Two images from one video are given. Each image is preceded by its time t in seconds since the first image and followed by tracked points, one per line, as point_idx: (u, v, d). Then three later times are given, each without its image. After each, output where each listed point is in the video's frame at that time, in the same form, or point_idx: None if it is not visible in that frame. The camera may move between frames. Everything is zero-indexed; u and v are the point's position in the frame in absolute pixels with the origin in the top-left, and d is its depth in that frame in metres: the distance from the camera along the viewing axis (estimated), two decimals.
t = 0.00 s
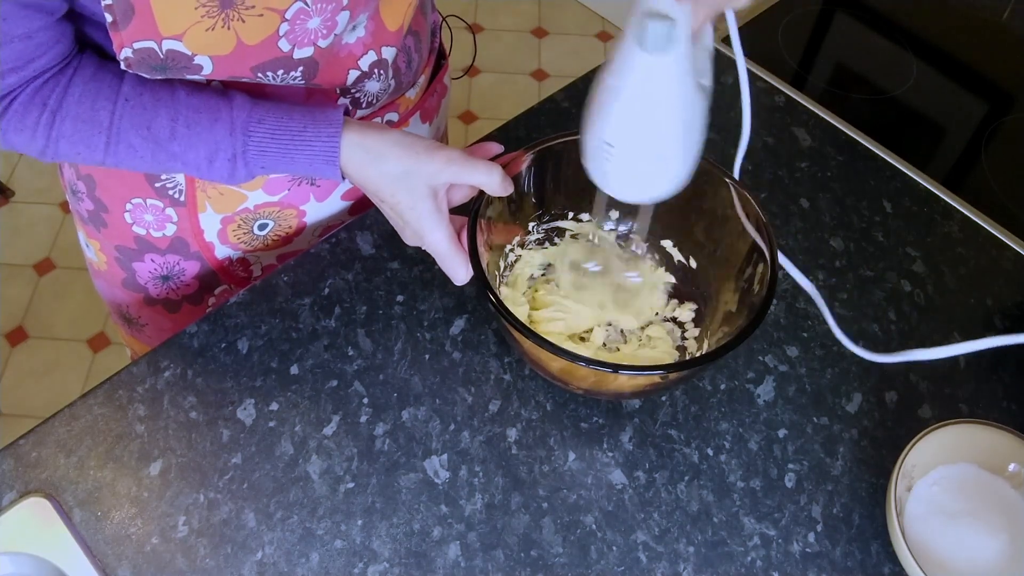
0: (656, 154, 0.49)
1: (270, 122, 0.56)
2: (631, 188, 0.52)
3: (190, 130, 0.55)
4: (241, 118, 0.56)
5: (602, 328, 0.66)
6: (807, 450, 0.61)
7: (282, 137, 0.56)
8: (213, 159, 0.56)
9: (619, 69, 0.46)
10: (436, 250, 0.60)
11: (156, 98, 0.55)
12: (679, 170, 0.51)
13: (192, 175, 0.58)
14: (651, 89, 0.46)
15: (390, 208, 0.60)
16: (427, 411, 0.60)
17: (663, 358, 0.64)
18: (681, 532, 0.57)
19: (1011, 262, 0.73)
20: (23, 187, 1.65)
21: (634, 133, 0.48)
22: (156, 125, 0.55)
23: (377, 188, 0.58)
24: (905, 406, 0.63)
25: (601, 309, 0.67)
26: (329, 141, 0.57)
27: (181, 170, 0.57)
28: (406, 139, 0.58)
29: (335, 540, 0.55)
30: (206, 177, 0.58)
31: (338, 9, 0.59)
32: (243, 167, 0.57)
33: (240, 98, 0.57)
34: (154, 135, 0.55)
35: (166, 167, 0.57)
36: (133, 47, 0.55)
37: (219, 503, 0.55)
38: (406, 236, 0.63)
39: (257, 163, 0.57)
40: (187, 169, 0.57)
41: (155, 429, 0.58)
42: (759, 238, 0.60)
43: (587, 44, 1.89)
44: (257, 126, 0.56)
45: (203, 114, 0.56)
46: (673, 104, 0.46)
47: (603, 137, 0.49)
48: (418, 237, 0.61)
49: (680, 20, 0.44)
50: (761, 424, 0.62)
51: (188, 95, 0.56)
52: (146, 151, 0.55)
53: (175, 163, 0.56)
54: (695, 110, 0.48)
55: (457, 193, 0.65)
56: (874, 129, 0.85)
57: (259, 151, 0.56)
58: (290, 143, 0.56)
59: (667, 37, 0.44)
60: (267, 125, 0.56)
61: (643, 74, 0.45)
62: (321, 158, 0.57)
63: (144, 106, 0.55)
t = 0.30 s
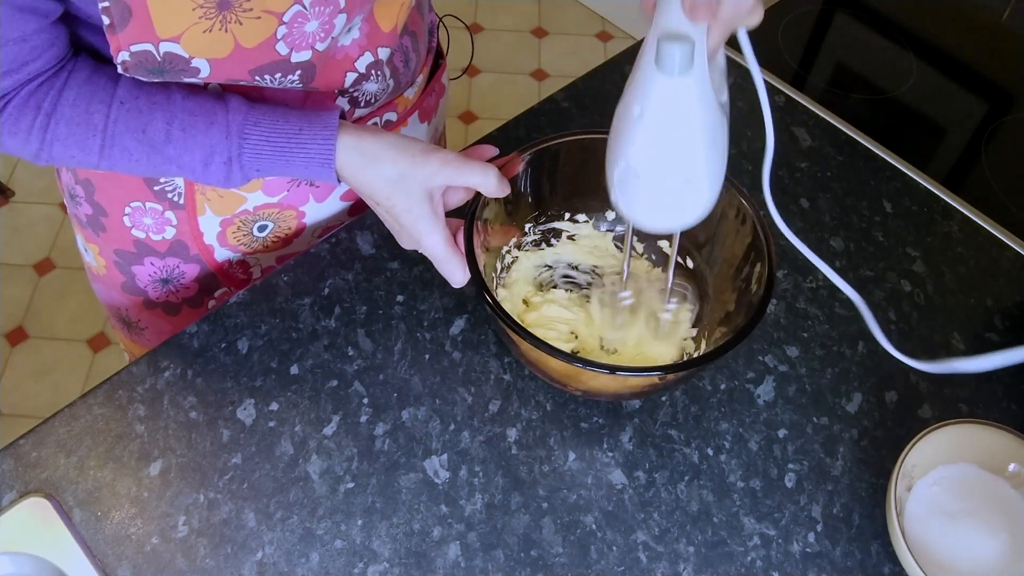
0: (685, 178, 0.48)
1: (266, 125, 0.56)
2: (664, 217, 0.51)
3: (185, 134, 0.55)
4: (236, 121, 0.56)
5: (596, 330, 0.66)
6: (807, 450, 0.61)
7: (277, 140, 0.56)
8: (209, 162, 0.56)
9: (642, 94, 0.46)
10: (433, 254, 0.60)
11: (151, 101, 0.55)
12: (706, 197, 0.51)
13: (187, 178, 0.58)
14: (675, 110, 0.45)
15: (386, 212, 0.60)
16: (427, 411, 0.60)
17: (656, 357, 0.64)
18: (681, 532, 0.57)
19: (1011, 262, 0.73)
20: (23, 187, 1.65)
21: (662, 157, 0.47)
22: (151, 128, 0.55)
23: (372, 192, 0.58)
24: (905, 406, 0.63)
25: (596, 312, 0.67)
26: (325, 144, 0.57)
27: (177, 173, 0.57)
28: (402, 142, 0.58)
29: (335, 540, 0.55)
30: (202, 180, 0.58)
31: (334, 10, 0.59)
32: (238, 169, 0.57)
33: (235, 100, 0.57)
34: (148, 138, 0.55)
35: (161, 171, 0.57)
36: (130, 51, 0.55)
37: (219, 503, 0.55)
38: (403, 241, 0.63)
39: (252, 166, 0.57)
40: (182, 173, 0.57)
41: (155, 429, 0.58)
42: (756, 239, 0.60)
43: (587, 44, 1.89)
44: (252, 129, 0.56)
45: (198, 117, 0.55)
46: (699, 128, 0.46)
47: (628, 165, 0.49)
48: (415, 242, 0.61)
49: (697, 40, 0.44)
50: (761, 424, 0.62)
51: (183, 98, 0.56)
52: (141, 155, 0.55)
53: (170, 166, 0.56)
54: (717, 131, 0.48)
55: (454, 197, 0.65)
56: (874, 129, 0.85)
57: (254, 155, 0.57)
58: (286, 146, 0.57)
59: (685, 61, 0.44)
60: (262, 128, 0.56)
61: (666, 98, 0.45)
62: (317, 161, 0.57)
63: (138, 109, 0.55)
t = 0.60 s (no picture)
0: (656, 197, 0.49)
1: (264, 125, 0.56)
2: (626, 234, 0.52)
3: (183, 133, 0.55)
4: (234, 121, 0.56)
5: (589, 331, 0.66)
6: (807, 450, 0.61)
7: (275, 139, 0.56)
8: (207, 161, 0.56)
9: (630, 111, 0.46)
10: (432, 255, 0.60)
11: (150, 100, 0.55)
12: (668, 216, 0.51)
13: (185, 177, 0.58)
14: (663, 128, 0.46)
15: (384, 212, 0.60)
16: (427, 411, 0.60)
17: (660, 359, 0.65)
18: (681, 532, 0.57)
19: (1011, 262, 0.73)
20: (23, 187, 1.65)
21: (638, 174, 0.47)
22: (149, 127, 0.55)
23: (370, 192, 0.58)
24: (905, 406, 0.63)
25: (591, 313, 0.67)
26: (323, 144, 0.57)
27: (175, 172, 0.57)
28: (401, 142, 0.57)
29: (335, 540, 0.55)
30: (200, 179, 0.58)
31: (332, 15, 0.60)
32: (236, 169, 0.57)
33: (233, 100, 0.57)
34: (146, 138, 0.55)
35: (159, 170, 0.57)
36: (128, 51, 0.55)
37: (219, 503, 0.55)
38: (401, 240, 0.63)
39: (250, 165, 0.57)
40: (179, 172, 0.57)
41: (155, 429, 0.58)
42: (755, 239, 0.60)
43: (587, 44, 1.90)
44: (250, 129, 0.56)
45: (196, 116, 0.55)
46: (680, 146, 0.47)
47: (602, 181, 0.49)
48: (413, 242, 0.61)
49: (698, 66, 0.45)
50: (761, 424, 0.62)
51: (182, 98, 0.56)
52: (139, 154, 0.55)
53: (168, 165, 0.56)
54: (694, 155, 0.49)
55: (451, 198, 0.65)
56: (874, 129, 0.85)
57: (252, 154, 0.57)
58: (284, 145, 0.57)
59: (686, 86, 0.45)
60: (261, 127, 0.56)
61: (657, 114, 0.46)
62: (315, 160, 0.57)
63: (136, 109, 0.55)
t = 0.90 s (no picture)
0: (679, 202, 0.48)
1: (261, 127, 0.56)
2: (654, 244, 0.51)
3: (181, 136, 0.55)
4: (231, 123, 0.56)
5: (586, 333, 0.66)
6: (807, 450, 0.61)
7: (273, 141, 0.56)
8: (204, 164, 0.56)
9: (632, 117, 0.46)
10: (428, 257, 0.60)
11: (147, 103, 0.56)
12: (693, 220, 0.51)
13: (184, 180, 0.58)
14: (665, 126, 0.45)
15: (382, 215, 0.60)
16: (427, 411, 0.60)
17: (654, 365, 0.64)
18: (681, 532, 0.57)
19: (1011, 262, 0.73)
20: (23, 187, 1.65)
21: (653, 180, 0.47)
22: (146, 130, 0.55)
23: (369, 193, 0.58)
24: (905, 406, 0.63)
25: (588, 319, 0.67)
26: (321, 145, 0.57)
27: (172, 175, 0.57)
28: (399, 144, 0.58)
29: (335, 540, 0.55)
30: (198, 182, 0.58)
31: (330, 15, 0.59)
32: (234, 171, 0.57)
33: (231, 103, 0.57)
34: (143, 140, 0.55)
35: (156, 173, 0.57)
36: (125, 54, 0.55)
37: (219, 503, 0.55)
38: (399, 245, 0.63)
39: (248, 167, 0.57)
40: (177, 175, 0.57)
41: (155, 429, 0.58)
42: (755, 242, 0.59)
43: (587, 44, 1.90)
44: (248, 131, 0.56)
45: (194, 119, 0.56)
46: (693, 141, 0.47)
47: (622, 192, 0.49)
48: (411, 245, 0.61)
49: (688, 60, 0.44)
50: (761, 424, 0.62)
51: (179, 100, 0.56)
52: (137, 157, 0.55)
53: (165, 168, 0.56)
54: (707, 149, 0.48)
55: (449, 201, 0.66)
56: (874, 129, 0.85)
57: (250, 156, 0.57)
58: (282, 147, 0.57)
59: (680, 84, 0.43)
60: (258, 129, 0.56)
61: (656, 115, 0.45)
62: (313, 162, 0.57)
63: (133, 112, 0.55)
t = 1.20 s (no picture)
0: (655, 203, 0.50)
1: (260, 129, 0.56)
2: (628, 251, 0.53)
3: (180, 137, 0.55)
4: (231, 125, 0.56)
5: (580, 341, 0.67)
6: (807, 450, 0.61)
7: (272, 143, 0.56)
8: (203, 166, 0.56)
9: (607, 113, 0.46)
10: (427, 259, 0.60)
11: (147, 105, 0.56)
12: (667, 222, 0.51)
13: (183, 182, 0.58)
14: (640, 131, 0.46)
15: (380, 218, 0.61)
16: (427, 411, 0.60)
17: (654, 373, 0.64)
18: (681, 532, 0.57)
19: (1011, 262, 0.73)
20: (23, 187, 1.64)
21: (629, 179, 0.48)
22: (146, 132, 0.55)
23: (368, 195, 0.59)
24: (905, 406, 0.63)
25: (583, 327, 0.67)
26: (321, 146, 0.57)
27: (172, 177, 0.57)
28: (397, 146, 0.58)
29: (335, 540, 0.55)
30: (198, 184, 0.58)
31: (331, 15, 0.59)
32: (234, 173, 0.57)
33: (231, 104, 0.57)
34: (142, 142, 0.55)
35: (156, 174, 0.57)
36: (129, 55, 0.55)
37: (219, 504, 0.55)
38: (396, 246, 0.63)
39: (247, 169, 0.57)
40: (176, 176, 0.57)
41: (155, 429, 0.58)
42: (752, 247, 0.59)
43: (587, 44, 1.90)
44: (247, 133, 0.56)
45: (193, 120, 0.56)
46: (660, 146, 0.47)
47: (594, 192, 0.49)
48: (409, 247, 0.61)
49: (664, 59, 0.45)
50: (761, 424, 0.62)
51: (179, 102, 0.56)
52: (136, 158, 0.55)
53: (164, 170, 0.56)
54: (679, 146, 0.49)
55: (448, 203, 0.65)
56: (875, 129, 0.85)
57: (249, 158, 0.56)
58: (281, 149, 0.56)
59: (651, 80, 0.44)
60: (257, 131, 0.56)
61: (631, 118, 0.46)
62: (312, 164, 0.57)
63: (133, 113, 0.55)
